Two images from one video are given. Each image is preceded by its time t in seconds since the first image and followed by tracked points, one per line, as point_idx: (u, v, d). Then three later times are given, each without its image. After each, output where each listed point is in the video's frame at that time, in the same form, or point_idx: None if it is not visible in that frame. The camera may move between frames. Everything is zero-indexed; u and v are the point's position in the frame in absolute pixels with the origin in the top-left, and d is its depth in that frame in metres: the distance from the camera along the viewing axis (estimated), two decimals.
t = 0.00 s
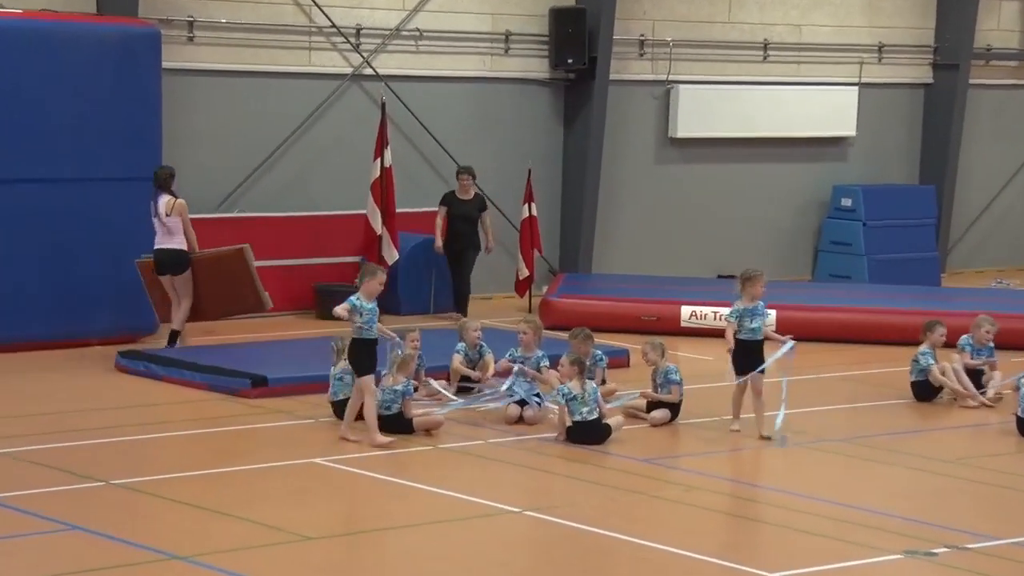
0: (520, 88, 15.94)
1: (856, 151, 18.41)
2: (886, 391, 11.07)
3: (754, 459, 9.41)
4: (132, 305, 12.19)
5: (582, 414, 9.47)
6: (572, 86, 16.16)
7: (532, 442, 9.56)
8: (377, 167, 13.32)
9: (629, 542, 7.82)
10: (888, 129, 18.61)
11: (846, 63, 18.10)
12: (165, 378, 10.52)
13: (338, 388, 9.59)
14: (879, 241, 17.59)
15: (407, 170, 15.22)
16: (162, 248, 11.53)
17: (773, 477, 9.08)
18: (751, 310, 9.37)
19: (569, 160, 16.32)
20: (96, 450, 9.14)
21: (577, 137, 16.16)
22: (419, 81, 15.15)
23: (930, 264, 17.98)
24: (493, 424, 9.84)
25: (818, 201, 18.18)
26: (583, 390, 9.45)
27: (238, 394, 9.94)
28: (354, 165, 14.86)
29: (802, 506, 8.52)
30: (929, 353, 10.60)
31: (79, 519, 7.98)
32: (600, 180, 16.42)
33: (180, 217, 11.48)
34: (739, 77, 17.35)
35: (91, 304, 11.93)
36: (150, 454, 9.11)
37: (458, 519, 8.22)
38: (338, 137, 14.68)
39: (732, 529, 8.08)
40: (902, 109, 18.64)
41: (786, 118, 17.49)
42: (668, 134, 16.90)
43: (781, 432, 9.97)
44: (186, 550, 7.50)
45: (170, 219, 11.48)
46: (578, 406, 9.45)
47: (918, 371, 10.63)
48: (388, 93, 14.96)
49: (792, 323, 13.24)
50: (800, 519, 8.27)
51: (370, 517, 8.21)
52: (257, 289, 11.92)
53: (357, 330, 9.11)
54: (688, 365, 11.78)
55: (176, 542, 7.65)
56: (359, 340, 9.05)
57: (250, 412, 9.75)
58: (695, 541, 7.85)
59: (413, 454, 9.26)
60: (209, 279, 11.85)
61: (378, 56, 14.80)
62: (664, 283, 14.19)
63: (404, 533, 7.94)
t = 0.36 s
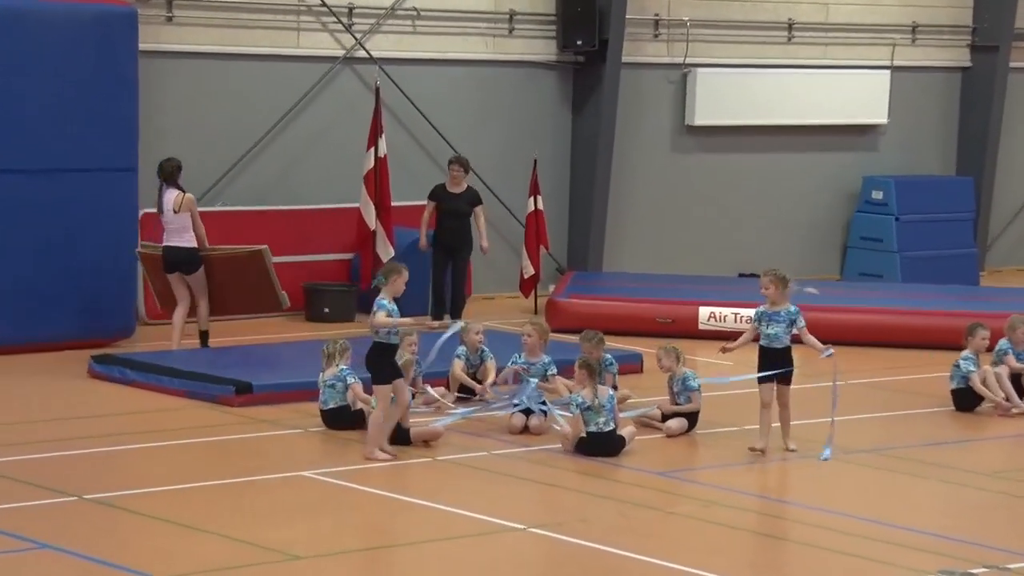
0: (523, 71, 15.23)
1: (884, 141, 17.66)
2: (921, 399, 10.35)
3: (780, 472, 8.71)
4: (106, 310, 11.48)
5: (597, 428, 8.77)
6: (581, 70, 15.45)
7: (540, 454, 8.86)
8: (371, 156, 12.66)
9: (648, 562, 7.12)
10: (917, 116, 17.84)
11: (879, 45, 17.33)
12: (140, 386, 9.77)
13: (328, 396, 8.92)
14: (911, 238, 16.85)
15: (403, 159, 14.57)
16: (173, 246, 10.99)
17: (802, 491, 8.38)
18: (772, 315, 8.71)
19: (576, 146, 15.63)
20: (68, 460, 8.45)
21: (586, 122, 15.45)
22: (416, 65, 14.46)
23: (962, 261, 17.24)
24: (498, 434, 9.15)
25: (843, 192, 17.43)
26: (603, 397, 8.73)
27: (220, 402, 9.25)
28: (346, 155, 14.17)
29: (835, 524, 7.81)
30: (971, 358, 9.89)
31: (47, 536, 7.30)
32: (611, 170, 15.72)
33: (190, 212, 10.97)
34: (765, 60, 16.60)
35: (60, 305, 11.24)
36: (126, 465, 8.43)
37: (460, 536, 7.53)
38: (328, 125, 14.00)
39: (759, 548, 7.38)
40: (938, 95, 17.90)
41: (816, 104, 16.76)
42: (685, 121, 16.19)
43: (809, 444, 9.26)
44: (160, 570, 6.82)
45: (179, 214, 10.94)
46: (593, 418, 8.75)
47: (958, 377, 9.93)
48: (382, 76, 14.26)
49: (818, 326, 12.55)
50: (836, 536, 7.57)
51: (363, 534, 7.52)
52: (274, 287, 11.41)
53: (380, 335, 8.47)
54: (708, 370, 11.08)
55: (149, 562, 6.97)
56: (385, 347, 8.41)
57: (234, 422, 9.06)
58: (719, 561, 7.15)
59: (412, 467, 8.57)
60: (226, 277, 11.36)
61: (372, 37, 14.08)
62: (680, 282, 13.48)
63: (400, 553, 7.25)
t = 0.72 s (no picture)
0: (526, 49, 14.56)
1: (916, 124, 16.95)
2: (956, 401, 9.66)
3: (806, 481, 8.01)
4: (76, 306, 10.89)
5: (608, 432, 8.09)
6: (588, 47, 14.76)
7: (545, 462, 8.18)
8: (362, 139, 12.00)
9: None
10: (951, 97, 17.14)
11: (912, 20, 16.64)
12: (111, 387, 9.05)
13: (315, 402, 8.21)
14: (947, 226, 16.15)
15: (396, 141, 13.90)
16: (183, 229, 10.48)
17: (832, 501, 7.69)
18: (770, 315, 8.04)
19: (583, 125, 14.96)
20: (34, 468, 7.78)
21: (593, 102, 14.79)
22: (412, 41, 13.81)
23: (1000, 251, 16.53)
24: (500, 441, 8.47)
25: (873, 177, 16.76)
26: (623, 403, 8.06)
27: (197, 406, 8.59)
28: (336, 138, 13.53)
29: (871, 538, 7.12)
30: (1012, 357, 9.18)
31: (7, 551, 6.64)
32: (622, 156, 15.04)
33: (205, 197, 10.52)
34: (792, 34, 15.91)
35: (21, 301, 10.63)
36: (96, 473, 7.75)
37: (459, 551, 6.86)
38: (315, 105, 13.36)
39: (790, 564, 6.69)
40: (975, 75, 17.23)
41: (848, 84, 16.10)
42: (702, 102, 15.49)
43: (837, 451, 8.57)
44: None
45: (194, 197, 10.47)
46: (607, 420, 8.07)
47: (999, 378, 9.23)
48: (373, 52, 13.61)
49: (844, 324, 11.85)
50: (874, 549, 6.88)
51: (352, 549, 6.85)
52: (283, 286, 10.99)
53: (410, 334, 7.77)
54: (728, 372, 10.39)
55: None
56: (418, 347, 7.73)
57: (214, 426, 8.39)
58: None
59: (406, 475, 7.89)
60: (232, 270, 10.84)
61: (362, 11, 13.45)
62: (695, 276, 12.80)
63: (393, 569, 6.58)
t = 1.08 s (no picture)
0: None
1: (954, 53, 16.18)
2: (1004, 350, 8.98)
3: (843, 439, 7.36)
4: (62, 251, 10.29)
5: (634, 383, 7.46)
6: None
7: (558, 417, 7.54)
8: (358, 66, 11.32)
9: (698, 550, 5.80)
10: (992, 28, 16.37)
11: None
12: (87, 334, 8.43)
13: (306, 351, 7.58)
14: (996, 160, 15.39)
15: (395, 67, 13.26)
16: (187, 164, 10.00)
17: (873, 463, 7.03)
18: (778, 255, 7.34)
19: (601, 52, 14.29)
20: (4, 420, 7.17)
21: (610, 28, 14.11)
22: None
23: None
24: (509, 395, 7.83)
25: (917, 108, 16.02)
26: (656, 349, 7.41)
27: (182, 354, 7.97)
28: (331, 66, 12.89)
29: (921, 503, 6.47)
30: None
31: None
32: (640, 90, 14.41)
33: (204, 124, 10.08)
34: None
35: None
36: (69, 426, 7.13)
37: (466, 512, 6.23)
38: (308, 30, 12.72)
39: (833, 533, 6.06)
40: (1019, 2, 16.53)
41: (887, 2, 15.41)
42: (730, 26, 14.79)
43: (876, 404, 7.92)
44: (104, 558, 5.55)
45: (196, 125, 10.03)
46: (634, 371, 7.44)
47: None
48: None
49: (880, 266, 11.22)
50: (923, 518, 6.24)
51: (350, 510, 6.24)
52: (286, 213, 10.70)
53: (458, 279, 7.15)
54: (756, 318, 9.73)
55: (85, 546, 5.69)
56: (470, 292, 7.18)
57: (198, 376, 7.76)
58: (789, 549, 5.84)
59: (407, 430, 7.26)
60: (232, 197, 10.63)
61: None
62: (719, 216, 12.13)
63: (393, 533, 5.95)
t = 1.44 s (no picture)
0: None
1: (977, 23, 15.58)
2: None
3: (883, 435, 6.73)
4: (37, 230, 9.63)
5: (644, 374, 6.81)
6: None
7: (572, 410, 6.90)
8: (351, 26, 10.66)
9: (742, 559, 5.16)
10: None
11: None
12: (54, 318, 7.78)
13: (297, 335, 6.90)
14: None
15: (394, 31, 12.57)
16: (177, 129, 9.40)
17: (920, 461, 6.40)
18: (783, 237, 6.66)
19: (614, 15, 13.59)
20: None
21: None
22: None
23: None
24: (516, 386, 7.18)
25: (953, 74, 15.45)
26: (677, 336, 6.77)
27: (158, 341, 7.34)
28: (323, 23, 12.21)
29: (978, 507, 5.85)
30: None
31: None
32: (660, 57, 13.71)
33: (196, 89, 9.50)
34: None
35: None
36: (35, 418, 6.49)
37: (475, 514, 5.59)
38: None
39: (885, 540, 5.43)
40: None
41: None
42: None
43: (917, 394, 7.29)
44: (67, 566, 4.91)
45: (189, 90, 9.43)
46: (644, 360, 6.78)
47: None
48: None
49: (920, 245, 10.59)
50: (984, 524, 5.61)
51: (345, 511, 5.60)
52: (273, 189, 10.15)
53: (505, 253, 6.62)
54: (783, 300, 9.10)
55: (47, 552, 5.04)
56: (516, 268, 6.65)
57: (177, 365, 7.12)
58: (840, 557, 5.21)
59: (405, 424, 6.61)
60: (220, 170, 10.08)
61: None
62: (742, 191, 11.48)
63: (395, 537, 5.31)
